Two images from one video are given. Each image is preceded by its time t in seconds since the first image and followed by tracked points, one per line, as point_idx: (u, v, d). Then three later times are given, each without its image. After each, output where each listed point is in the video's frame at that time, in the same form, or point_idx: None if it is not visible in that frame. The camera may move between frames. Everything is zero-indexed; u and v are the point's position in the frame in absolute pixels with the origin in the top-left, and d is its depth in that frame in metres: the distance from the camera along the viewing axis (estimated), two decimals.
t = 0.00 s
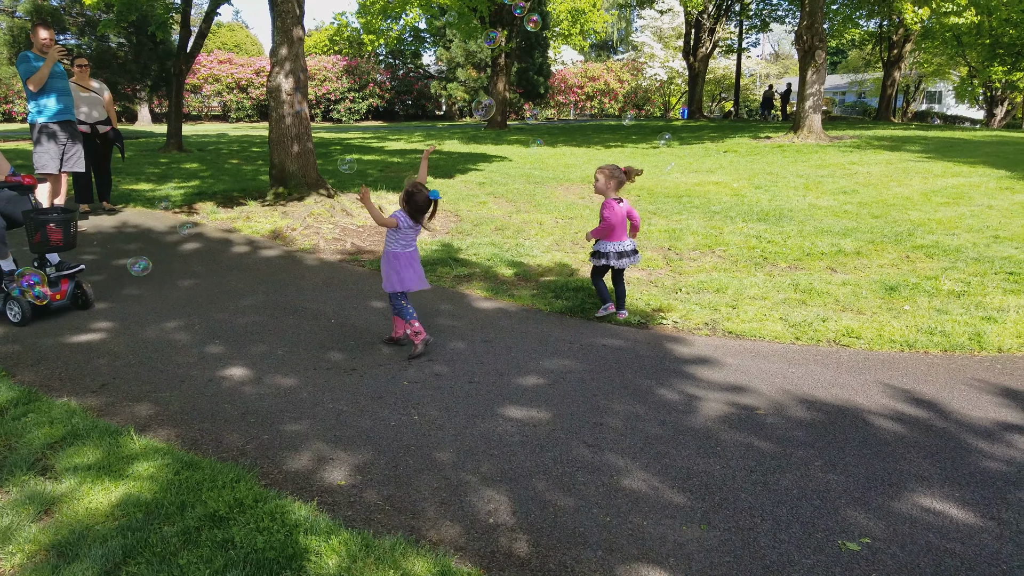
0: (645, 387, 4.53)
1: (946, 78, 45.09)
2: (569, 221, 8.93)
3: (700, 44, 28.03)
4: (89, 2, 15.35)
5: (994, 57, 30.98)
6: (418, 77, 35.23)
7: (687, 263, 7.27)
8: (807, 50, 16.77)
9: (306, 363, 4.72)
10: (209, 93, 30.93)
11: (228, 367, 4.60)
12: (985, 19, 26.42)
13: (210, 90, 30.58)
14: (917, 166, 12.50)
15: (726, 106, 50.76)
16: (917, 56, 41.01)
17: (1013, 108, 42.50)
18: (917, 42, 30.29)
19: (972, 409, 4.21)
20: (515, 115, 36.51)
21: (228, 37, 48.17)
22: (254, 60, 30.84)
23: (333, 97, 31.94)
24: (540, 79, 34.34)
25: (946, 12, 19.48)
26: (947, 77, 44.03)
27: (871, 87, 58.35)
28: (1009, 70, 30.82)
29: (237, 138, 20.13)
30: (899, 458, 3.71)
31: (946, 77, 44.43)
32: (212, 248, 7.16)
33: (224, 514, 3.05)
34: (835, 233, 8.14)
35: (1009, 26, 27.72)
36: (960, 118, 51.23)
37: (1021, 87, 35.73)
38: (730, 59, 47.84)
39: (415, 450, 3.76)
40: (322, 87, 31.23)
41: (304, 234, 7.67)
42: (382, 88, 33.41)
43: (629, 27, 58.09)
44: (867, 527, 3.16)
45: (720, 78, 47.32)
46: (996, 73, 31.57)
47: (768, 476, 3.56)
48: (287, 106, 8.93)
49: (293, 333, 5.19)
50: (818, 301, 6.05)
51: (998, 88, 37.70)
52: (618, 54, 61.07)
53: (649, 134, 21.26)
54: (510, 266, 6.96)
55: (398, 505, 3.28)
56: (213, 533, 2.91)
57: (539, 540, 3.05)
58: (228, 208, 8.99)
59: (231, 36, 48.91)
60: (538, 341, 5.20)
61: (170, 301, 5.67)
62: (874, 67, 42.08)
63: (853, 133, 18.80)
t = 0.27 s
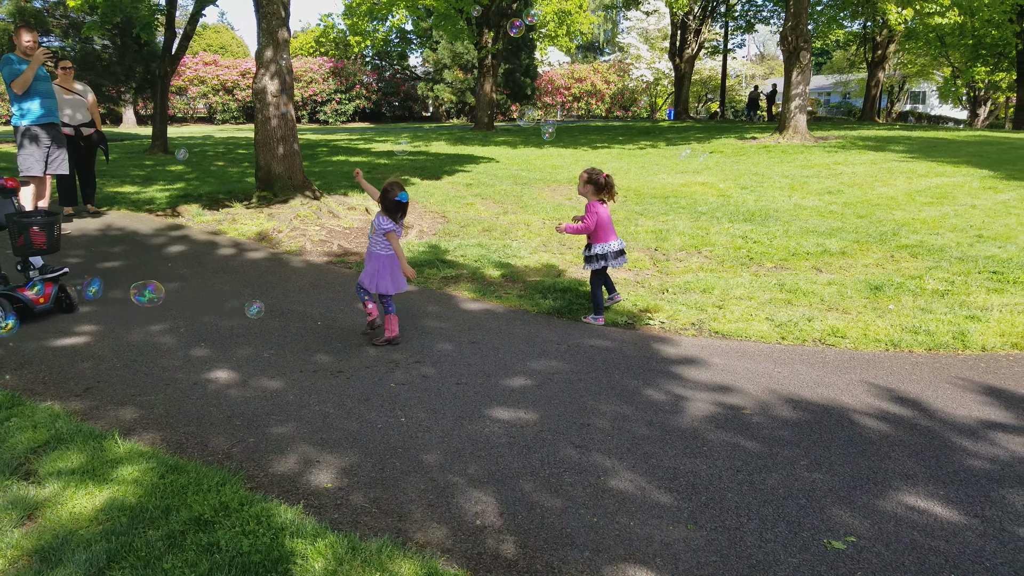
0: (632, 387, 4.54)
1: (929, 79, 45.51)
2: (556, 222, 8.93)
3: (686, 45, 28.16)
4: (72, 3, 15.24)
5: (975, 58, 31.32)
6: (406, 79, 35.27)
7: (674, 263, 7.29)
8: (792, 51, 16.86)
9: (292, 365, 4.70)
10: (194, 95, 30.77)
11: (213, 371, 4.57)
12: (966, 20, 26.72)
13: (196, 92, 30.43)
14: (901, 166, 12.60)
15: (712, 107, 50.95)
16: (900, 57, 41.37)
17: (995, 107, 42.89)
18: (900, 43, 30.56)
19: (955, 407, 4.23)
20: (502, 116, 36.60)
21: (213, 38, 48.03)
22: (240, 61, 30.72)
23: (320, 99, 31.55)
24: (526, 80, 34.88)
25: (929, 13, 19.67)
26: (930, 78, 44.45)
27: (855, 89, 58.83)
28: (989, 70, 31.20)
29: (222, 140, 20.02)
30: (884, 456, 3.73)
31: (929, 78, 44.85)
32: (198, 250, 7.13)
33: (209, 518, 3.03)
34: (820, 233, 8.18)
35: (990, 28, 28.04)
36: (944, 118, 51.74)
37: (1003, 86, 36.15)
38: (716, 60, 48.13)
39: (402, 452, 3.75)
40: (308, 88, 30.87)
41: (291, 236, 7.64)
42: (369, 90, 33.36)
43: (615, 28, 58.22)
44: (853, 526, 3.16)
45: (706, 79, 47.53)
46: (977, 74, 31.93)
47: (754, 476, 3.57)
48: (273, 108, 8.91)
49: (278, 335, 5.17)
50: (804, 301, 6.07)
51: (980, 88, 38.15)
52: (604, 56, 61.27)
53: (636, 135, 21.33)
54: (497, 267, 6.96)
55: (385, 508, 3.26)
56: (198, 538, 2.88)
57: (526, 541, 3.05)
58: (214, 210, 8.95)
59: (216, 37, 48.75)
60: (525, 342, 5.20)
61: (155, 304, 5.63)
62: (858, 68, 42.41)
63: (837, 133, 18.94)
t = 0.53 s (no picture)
0: (619, 386, 4.54)
1: (913, 79, 45.85)
2: (543, 222, 8.94)
3: (673, 46, 28.24)
4: (55, 3, 15.11)
5: (958, 59, 31.59)
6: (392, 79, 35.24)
7: (661, 263, 7.31)
8: (777, 51, 16.93)
9: (278, 367, 4.68)
10: (179, 95, 30.56)
11: (199, 372, 4.54)
12: (949, 21, 26.95)
13: (181, 92, 30.21)
14: (886, 166, 12.70)
15: (699, 107, 51.11)
16: (885, 57, 41.64)
17: (978, 107, 43.26)
18: (883, 43, 30.78)
19: (939, 404, 4.27)
20: (490, 116, 36.59)
21: (197, 38, 47.75)
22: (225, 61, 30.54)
23: (306, 99, 31.64)
24: (514, 80, 34.91)
25: (912, 13, 19.83)
26: (914, 78, 44.78)
27: (841, 88, 59.18)
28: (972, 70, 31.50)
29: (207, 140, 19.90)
30: (869, 453, 3.75)
31: (913, 78, 45.19)
32: (184, 251, 7.08)
33: (195, 521, 3.01)
34: (806, 232, 8.23)
35: (973, 28, 28.27)
36: (928, 118, 52.22)
37: (985, 86, 36.49)
38: (702, 60, 48.32)
39: (389, 453, 3.73)
40: (295, 89, 30.80)
41: (277, 237, 7.61)
42: (355, 90, 33.21)
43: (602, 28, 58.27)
44: (838, 523, 3.18)
45: (692, 79, 47.69)
46: (960, 74, 32.20)
47: (740, 474, 3.58)
48: (258, 108, 8.88)
49: (264, 337, 5.15)
50: (789, 300, 6.10)
51: (964, 87, 38.49)
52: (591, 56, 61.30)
53: (623, 135, 21.37)
54: (485, 267, 6.96)
55: (372, 509, 3.25)
56: (184, 540, 2.86)
57: (513, 541, 3.04)
58: (199, 211, 8.89)
59: (200, 37, 48.45)
60: (513, 342, 5.20)
61: (140, 306, 5.58)
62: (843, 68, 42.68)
63: (822, 133, 19.05)
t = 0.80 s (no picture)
0: (609, 386, 4.54)
1: (902, 78, 46.02)
2: (533, 222, 8.93)
3: (662, 45, 28.26)
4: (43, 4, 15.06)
5: (945, 58, 31.69)
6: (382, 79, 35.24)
7: (651, 262, 7.31)
8: (766, 50, 16.94)
9: (268, 367, 4.66)
10: (169, 96, 30.48)
11: (189, 373, 4.52)
12: (936, 20, 27.04)
13: (170, 92, 30.17)
14: (876, 165, 12.73)
15: (688, 106, 51.17)
16: (873, 56, 41.75)
17: (966, 106, 43.43)
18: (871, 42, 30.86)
19: (930, 403, 4.27)
20: (480, 116, 36.60)
21: (185, 38, 47.68)
22: (215, 62, 30.44)
23: (295, 99, 31.44)
24: (503, 80, 34.96)
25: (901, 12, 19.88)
26: (903, 77, 44.95)
27: (830, 88, 59.36)
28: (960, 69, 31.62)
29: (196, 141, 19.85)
30: (860, 452, 3.76)
31: (902, 77, 45.34)
32: (174, 252, 7.06)
33: (186, 522, 2.99)
34: (795, 231, 8.24)
35: (961, 27, 28.36)
36: (916, 117, 52.44)
37: (973, 84, 36.67)
38: (691, 60, 48.43)
39: (379, 453, 3.72)
40: (284, 89, 30.80)
41: (267, 238, 7.59)
42: (344, 90, 33.14)
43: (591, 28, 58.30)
44: (829, 522, 3.18)
45: (682, 79, 47.76)
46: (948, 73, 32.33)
47: (731, 473, 3.58)
48: (246, 108, 8.84)
49: (254, 337, 5.13)
50: (780, 299, 6.10)
51: (951, 85, 38.67)
52: (581, 56, 61.33)
53: (613, 135, 21.39)
54: (474, 267, 6.95)
55: (363, 509, 3.23)
56: (174, 541, 2.85)
57: (504, 541, 3.03)
58: (189, 212, 8.86)
59: (188, 38, 48.36)
60: (503, 342, 5.20)
61: (130, 307, 5.56)
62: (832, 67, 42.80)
63: (811, 132, 19.10)
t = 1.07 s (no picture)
0: (606, 384, 4.54)
1: (898, 75, 46.03)
2: (529, 220, 8.93)
3: (659, 43, 28.25)
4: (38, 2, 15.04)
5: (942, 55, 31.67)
6: (378, 77, 35.25)
7: (647, 260, 7.31)
8: (763, 48, 16.94)
9: (265, 366, 4.66)
10: (165, 95, 30.49)
11: (186, 372, 4.52)
12: (933, 17, 27.04)
13: (166, 91, 30.18)
14: (873, 162, 12.74)
15: (685, 104, 51.14)
16: (870, 54, 41.73)
17: (963, 103, 43.44)
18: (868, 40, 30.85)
19: (927, 401, 4.27)
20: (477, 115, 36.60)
21: (180, 36, 47.69)
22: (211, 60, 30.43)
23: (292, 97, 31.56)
24: (499, 79, 34.94)
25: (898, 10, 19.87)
26: (899, 74, 44.94)
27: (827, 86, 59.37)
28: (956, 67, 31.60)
29: (191, 140, 19.84)
30: (857, 450, 3.75)
31: (898, 74, 45.33)
32: (172, 251, 7.05)
33: (183, 521, 2.98)
34: (792, 229, 8.24)
35: (957, 24, 28.36)
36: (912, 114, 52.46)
37: (969, 81, 36.67)
38: (687, 58, 48.46)
39: (376, 451, 3.72)
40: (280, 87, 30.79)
41: (263, 236, 7.59)
42: (341, 89, 33.40)
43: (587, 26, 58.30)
44: (826, 520, 3.18)
45: (678, 77, 47.77)
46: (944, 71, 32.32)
47: (728, 471, 3.57)
48: (242, 107, 8.84)
49: (251, 336, 5.13)
50: (776, 297, 6.10)
51: (948, 82, 38.67)
52: (578, 54, 61.28)
53: (609, 133, 21.39)
54: (471, 266, 6.95)
55: (360, 508, 3.23)
56: (172, 540, 2.84)
57: (501, 539, 3.03)
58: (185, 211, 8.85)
59: (184, 36, 48.37)
60: (500, 341, 5.19)
61: (127, 306, 5.55)
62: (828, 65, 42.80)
63: (808, 129, 19.10)
